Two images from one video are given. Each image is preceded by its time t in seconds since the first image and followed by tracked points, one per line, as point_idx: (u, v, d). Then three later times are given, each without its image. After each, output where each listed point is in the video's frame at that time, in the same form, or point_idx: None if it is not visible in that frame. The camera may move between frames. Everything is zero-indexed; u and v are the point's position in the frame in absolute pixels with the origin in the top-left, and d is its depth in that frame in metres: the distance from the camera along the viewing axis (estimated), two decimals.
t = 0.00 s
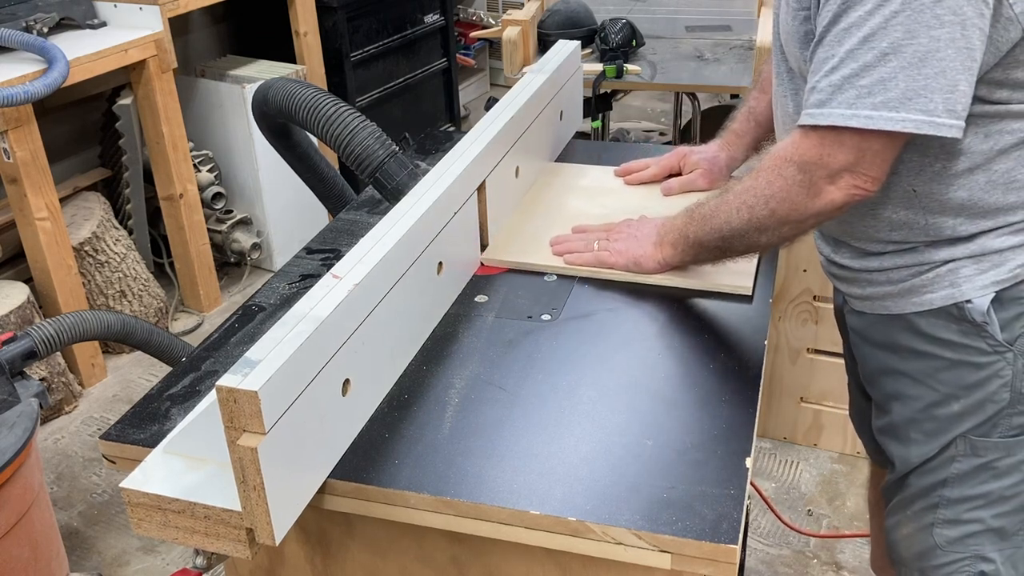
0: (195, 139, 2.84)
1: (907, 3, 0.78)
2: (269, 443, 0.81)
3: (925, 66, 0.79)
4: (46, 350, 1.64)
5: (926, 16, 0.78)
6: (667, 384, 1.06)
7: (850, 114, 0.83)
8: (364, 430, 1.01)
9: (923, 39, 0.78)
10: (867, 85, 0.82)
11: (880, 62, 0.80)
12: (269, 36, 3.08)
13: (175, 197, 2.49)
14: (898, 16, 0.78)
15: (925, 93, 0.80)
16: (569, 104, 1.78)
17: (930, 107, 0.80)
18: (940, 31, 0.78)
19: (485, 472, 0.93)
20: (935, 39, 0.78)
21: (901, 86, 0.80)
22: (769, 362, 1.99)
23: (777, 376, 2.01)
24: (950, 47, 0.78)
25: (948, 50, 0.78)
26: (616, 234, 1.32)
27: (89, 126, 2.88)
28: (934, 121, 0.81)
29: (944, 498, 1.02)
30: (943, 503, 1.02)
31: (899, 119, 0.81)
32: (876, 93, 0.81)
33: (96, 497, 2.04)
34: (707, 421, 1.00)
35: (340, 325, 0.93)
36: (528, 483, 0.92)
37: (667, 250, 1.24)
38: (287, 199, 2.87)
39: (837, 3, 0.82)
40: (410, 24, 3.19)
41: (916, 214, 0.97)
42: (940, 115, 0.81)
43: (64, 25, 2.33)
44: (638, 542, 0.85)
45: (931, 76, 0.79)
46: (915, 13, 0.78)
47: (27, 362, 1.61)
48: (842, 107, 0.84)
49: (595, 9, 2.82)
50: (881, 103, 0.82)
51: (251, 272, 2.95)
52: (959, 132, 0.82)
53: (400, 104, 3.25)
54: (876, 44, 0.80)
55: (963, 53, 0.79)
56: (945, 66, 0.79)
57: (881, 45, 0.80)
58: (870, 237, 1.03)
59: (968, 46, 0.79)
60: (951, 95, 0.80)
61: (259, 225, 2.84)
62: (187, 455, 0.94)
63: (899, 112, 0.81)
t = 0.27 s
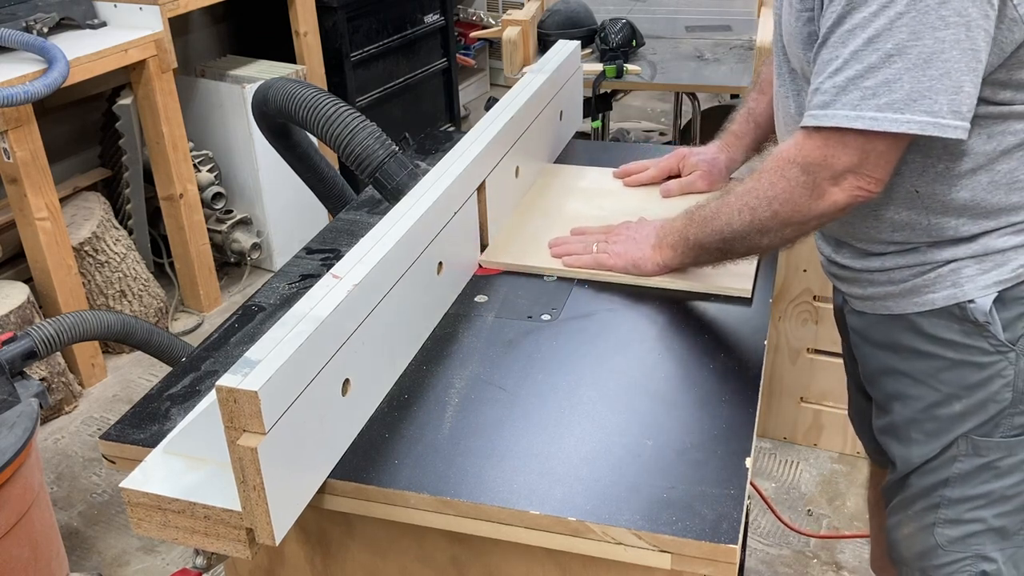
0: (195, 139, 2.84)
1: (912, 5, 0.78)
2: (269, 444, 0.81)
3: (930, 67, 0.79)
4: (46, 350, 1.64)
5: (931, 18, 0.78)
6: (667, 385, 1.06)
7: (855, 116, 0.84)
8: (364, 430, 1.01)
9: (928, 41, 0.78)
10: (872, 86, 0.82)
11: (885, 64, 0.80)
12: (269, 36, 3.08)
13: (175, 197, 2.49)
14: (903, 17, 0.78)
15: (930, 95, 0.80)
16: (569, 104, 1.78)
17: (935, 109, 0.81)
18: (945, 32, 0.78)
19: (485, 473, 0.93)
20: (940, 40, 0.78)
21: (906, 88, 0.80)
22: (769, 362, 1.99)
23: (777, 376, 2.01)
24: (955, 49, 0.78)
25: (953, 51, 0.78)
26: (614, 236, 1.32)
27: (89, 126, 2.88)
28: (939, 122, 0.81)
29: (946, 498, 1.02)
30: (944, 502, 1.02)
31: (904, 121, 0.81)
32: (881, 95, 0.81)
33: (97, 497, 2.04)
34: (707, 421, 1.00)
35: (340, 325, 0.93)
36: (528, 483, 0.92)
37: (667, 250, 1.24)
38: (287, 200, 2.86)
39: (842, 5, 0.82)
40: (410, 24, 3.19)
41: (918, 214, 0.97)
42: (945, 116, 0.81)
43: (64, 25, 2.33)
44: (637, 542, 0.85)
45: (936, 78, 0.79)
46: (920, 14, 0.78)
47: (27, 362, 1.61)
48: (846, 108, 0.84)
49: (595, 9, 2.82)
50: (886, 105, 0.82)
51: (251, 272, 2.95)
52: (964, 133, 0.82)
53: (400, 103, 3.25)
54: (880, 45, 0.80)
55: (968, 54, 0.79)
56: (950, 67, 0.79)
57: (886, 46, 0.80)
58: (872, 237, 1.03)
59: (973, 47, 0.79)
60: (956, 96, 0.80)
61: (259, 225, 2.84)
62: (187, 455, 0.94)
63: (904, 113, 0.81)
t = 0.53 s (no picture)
0: (195, 139, 2.85)
1: (917, 7, 0.78)
2: (269, 444, 0.81)
3: (935, 69, 0.79)
4: (46, 350, 1.63)
5: (935, 20, 0.78)
6: (668, 385, 1.06)
7: (859, 118, 0.84)
8: (364, 430, 1.01)
9: (933, 43, 0.78)
10: (876, 89, 0.82)
11: (890, 66, 0.80)
12: (269, 36, 3.08)
13: (175, 197, 2.49)
14: (908, 20, 0.78)
15: (935, 97, 0.80)
16: (569, 104, 1.78)
17: (939, 111, 0.80)
18: (949, 34, 0.78)
19: (485, 473, 0.93)
20: (945, 43, 0.78)
21: (910, 90, 0.80)
22: (769, 362, 1.99)
23: (777, 376, 2.01)
24: (960, 51, 0.78)
25: (958, 53, 0.78)
26: (614, 239, 1.31)
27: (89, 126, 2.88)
28: (944, 124, 0.81)
29: (947, 498, 1.02)
30: (945, 503, 1.02)
31: (909, 123, 0.81)
32: (885, 97, 0.82)
33: (96, 497, 2.04)
34: (706, 422, 1.00)
35: (340, 325, 0.93)
36: (528, 483, 0.92)
37: (667, 250, 1.24)
38: (287, 200, 2.86)
39: (847, 7, 0.82)
40: (410, 24, 3.19)
41: (921, 215, 0.97)
42: (950, 118, 0.81)
43: (64, 25, 2.33)
44: (637, 542, 0.85)
45: (941, 80, 0.79)
46: (925, 17, 0.78)
47: (27, 362, 1.61)
48: (851, 111, 0.84)
49: (595, 9, 2.82)
50: (890, 107, 0.82)
51: (251, 272, 2.95)
52: (969, 136, 0.82)
53: (400, 104, 3.25)
54: (885, 48, 0.80)
55: (973, 56, 0.79)
56: (955, 69, 0.79)
57: (890, 49, 0.80)
58: (873, 237, 1.03)
59: (978, 50, 0.79)
60: (961, 99, 0.80)
61: (259, 225, 2.84)
62: (187, 455, 0.94)
63: (908, 115, 0.81)
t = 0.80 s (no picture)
0: (195, 139, 2.85)
1: (922, 8, 0.78)
2: (269, 444, 0.81)
3: (940, 71, 0.79)
4: (46, 350, 1.63)
5: (940, 21, 0.78)
6: (668, 385, 1.06)
7: (864, 119, 0.84)
8: (364, 430, 1.01)
9: (938, 44, 0.78)
10: (881, 90, 0.82)
11: (894, 68, 0.80)
12: (269, 36, 3.08)
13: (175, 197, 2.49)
14: (913, 21, 0.78)
15: (939, 98, 0.80)
16: (569, 104, 1.78)
17: (944, 112, 0.81)
18: (954, 36, 0.78)
19: (485, 473, 0.93)
20: (949, 44, 0.78)
21: (915, 91, 0.80)
22: (769, 362, 1.99)
23: (777, 376, 2.01)
24: (964, 52, 0.78)
25: (962, 55, 0.78)
26: (613, 242, 1.31)
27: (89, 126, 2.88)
28: (948, 125, 0.81)
29: (948, 498, 1.02)
30: (947, 503, 1.02)
31: (914, 125, 0.81)
32: (890, 99, 0.82)
33: (97, 497, 2.04)
34: (706, 422, 1.00)
35: (339, 326, 0.93)
36: (528, 483, 0.92)
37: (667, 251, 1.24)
38: (286, 200, 2.86)
39: (851, 8, 0.82)
40: (410, 24, 3.19)
41: (924, 216, 0.97)
42: (954, 120, 0.81)
43: (64, 25, 2.33)
44: (637, 542, 0.85)
45: (946, 81, 0.79)
46: (930, 18, 0.78)
47: (27, 362, 1.61)
48: (855, 112, 0.84)
49: (595, 9, 2.82)
50: (895, 108, 0.82)
51: (251, 272, 2.95)
52: (973, 137, 0.82)
53: (400, 104, 3.25)
54: (889, 49, 0.80)
55: (977, 57, 0.79)
56: (959, 71, 0.79)
57: (895, 50, 0.80)
58: (875, 238, 1.03)
59: (982, 51, 0.79)
60: (965, 100, 0.80)
61: (259, 225, 2.84)
62: (187, 454, 0.94)
63: (913, 117, 0.81)
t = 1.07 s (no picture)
0: (195, 138, 2.85)
1: (926, 10, 0.78)
2: (269, 444, 0.81)
3: (944, 72, 0.79)
4: (46, 350, 1.63)
5: (944, 23, 0.78)
6: (669, 385, 1.06)
7: (867, 121, 0.84)
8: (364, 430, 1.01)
9: (942, 46, 0.78)
10: (884, 91, 0.82)
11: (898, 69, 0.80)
12: (269, 36, 3.08)
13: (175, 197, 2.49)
14: (916, 22, 0.78)
15: (943, 100, 0.80)
16: (569, 104, 1.78)
17: (948, 113, 0.81)
18: (958, 37, 0.78)
19: (485, 473, 0.93)
20: (953, 45, 0.78)
21: (919, 93, 0.80)
22: (769, 362, 1.99)
23: (777, 376, 2.01)
24: (968, 53, 0.78)
25: (966, 56, 0.78)
26: (611, 244, 1.30)
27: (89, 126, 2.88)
28: (952, 127, 0.81)
29: (950, 498, 1.02)
30: (949, 503, 1.02)
31: (918, 126, 0.81)
32: (894, 100, 0.82)
33: (96, 497, 2.04)
34: (706, 422, 1.00)
35: (340, 325, 0.93)
36: (528, 483, 0.92)
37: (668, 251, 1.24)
38: (286, 201, 2.86)
39: (855, 10, 0.82)
40: (410, 24, 3.18)
41: (927, 218, 0.97)
42: (958, 121, 0.81)
43: (64, 25, 2.33)
44: (637, 542, 0.85)
45: (950, 82, 0.79)
46: (934, 19, 0.78)
47: (27, 362, 1.61)
48: (858, 114, 0.84)
49: (595, 9, 2.82)
50: (899, 109, 0.82)
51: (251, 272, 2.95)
52: (977, 138, 0.82)
53: (400, 104, 3.25)
54: (893, 50, 0.80)
55: (981, 58, 0.79)
56: (963, 72, 0.79)
57: (899, 51, 0.80)
58: (877, 238, 1.03)
59: (986, 52, 0.79)
60: (969, 101, 0.80)
61: (259, 225, 2.84)
62: (186, 454, 0.94)
63: (917, 118, 0.81)
